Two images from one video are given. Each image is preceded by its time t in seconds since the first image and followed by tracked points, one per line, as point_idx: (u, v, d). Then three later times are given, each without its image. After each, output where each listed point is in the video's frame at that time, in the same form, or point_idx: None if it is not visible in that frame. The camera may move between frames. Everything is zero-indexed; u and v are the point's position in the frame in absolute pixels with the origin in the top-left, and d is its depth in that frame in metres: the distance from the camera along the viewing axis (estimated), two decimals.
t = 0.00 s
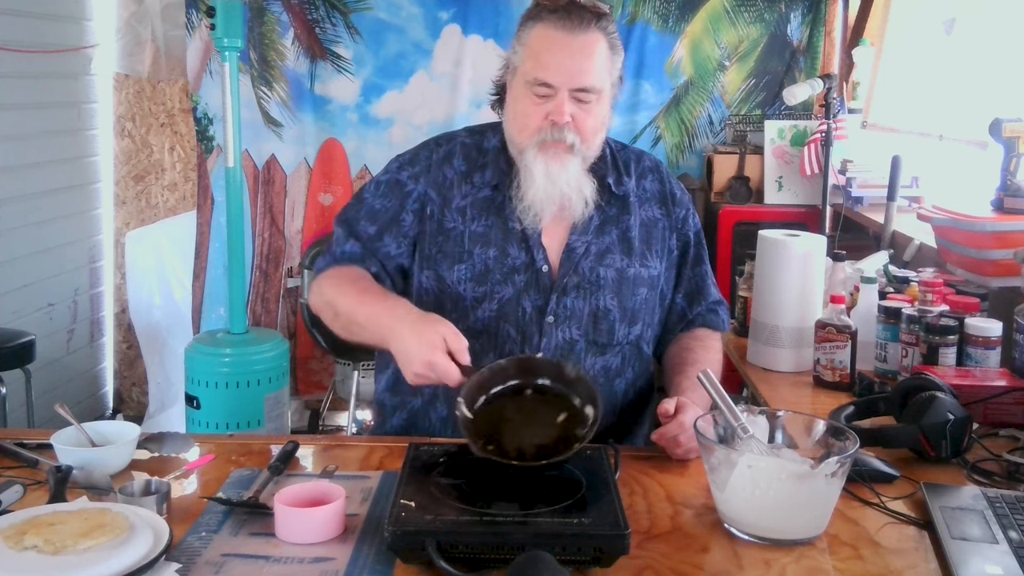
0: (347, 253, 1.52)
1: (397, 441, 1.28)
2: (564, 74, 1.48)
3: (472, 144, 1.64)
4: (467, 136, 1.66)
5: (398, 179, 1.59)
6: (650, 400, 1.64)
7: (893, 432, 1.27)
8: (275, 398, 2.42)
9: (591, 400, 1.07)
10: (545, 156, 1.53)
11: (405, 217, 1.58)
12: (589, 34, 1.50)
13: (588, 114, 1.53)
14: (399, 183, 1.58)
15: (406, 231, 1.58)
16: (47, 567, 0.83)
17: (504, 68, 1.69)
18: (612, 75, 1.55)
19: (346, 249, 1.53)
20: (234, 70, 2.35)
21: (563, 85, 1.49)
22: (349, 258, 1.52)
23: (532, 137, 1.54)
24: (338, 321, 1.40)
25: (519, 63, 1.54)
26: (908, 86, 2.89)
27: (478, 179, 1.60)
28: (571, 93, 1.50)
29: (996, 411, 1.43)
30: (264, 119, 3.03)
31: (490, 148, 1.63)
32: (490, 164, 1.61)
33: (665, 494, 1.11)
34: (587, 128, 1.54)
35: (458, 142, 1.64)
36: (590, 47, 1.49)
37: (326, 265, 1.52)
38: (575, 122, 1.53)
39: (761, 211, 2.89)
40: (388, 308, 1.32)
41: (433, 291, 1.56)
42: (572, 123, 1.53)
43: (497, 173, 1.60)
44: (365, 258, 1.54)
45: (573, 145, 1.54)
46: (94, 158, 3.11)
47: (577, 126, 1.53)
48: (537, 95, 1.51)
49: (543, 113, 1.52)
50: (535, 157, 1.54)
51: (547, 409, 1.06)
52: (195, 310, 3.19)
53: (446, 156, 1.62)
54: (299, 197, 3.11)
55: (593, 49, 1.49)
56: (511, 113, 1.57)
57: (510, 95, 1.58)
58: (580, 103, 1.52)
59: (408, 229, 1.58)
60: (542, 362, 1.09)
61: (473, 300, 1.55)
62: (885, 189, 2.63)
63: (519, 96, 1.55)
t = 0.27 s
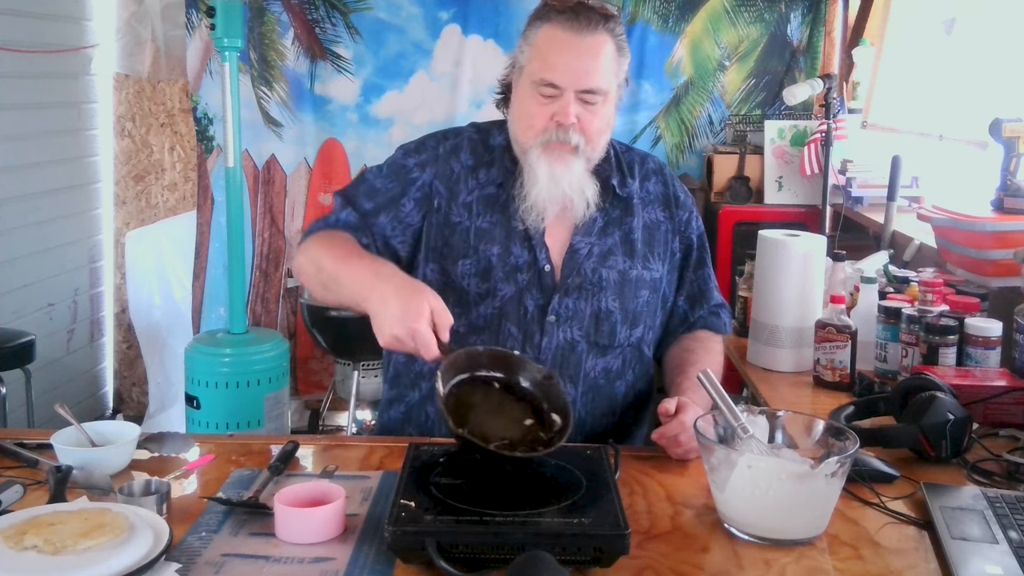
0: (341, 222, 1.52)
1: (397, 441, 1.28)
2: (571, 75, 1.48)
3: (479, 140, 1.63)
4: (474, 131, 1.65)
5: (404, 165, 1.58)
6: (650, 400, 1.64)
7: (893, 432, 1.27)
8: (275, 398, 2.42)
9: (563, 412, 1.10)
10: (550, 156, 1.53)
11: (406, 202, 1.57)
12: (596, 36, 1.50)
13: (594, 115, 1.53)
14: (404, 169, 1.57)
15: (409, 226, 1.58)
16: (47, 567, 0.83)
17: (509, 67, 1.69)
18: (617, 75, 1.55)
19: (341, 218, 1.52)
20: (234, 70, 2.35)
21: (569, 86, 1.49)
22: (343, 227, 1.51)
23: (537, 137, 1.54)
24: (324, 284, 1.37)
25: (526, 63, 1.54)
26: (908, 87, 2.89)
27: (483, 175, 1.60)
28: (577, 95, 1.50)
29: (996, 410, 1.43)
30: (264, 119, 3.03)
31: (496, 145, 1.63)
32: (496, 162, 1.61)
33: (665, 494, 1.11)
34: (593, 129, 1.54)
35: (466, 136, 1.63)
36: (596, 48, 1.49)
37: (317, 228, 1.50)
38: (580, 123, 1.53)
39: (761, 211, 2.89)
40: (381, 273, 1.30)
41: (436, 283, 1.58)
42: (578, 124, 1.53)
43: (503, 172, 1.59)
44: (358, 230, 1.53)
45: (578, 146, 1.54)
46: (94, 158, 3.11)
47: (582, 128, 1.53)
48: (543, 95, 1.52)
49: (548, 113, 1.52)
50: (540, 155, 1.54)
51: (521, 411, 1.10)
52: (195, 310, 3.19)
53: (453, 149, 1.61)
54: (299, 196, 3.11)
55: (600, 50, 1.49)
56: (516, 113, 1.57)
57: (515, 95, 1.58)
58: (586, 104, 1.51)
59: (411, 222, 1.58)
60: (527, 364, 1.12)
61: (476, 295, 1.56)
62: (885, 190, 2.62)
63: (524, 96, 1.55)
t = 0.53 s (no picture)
0: (340, 203, 1.52)
1: (398, 441, 1.28)
2: (574, 75, 1.49)
3: (482, 138, 1.64)
4: (477, 130, 1.65)
5: (407, 156, 1.58)
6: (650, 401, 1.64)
7: (893, 432, 1.27)
8: (274, 398, 2.42)
9: (542, 411, 1.14)
10: (552, 160, 1.54)
11: (405, 190, 1.57)
12: (600, 36, 1.50)
13: (597, 116, 1.53)
14: (407, 160, 1.58)
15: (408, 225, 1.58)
16: (47, 566, 0.83)
17: (512, 66, 1.69)
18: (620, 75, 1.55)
19: (340, 200, 1.52)
20: (234, 70, 2.35)
21: (572, 86, 1.50)
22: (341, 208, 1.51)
23: (539, 136, 1.55)
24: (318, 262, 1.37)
25: (529, 63, 1.54)
26: (908, 87, 2.89)
27: (487, 173, 1.60)
28: (580, 95, 1.51)
29: (996, 410, 1.43)
30: (264, 119, 3.03)
31: (499, 144, 1.63)
32: (499, 161, 1.61)
33: (665, 494, 1.11)
34: (596, 130, 1.55)
35: (469, 133, 1.64)
36: (600, 49, 1.49)
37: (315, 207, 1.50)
38: (583, 124, 1.54)
39: (762, 210, 2.89)
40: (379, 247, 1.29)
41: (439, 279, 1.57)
42: (581, 125, 1.53)
43: (506, 171, 1.60)
44: (356, 213, 1.53)
45: (581, 146, 1.55)
46: (94, 158, 3.11)
47: (585, 127, 1.53)
48: (546, 95, 1.52)
49: (551, 113, 1.53)
50: (541, 161, 1.54)
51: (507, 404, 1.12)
52: (195, 310, 3.19)
53: (457, 146, 1.61)
54: (299, 196, 3.11)
55: (604, 50, 1.50)
56: (519, 113, 1.57)
57: (518, 95, 1.58)
58: (589, 104, 1.52)
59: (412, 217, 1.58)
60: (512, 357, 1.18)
61: (481, 292, 1.55)
62: (885, 190, 2.62)
63: (527, 95, 1.55)
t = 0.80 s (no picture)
0: (342, 226, 1.52)
1: (398, 441, 1.28)
2: (576, 74, 1.49)
3: (480, 141, 1.64)
4: (475, 132, 1.65)
5: (403, 167, 1.58)
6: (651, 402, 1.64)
7: (893, 432, 1.27)
8: (274, 398, 2.42)
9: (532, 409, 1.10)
10: (555, 153, 1.54)
11: (406, 205, 1.58)
12: (601, 36, 1.50)
13: (598, 115, 1.54)
14: (403, 172, 1.58)
15: (408, 228, 1.59)
16: (47, 567, 0.83)
17: (512, 67, 1.69)
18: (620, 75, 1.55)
19: (341, 222, 1.52)
20: (234, 70, 2.35)
21: (574, 86, 1.50)
22: (343, 232, 1.52)
23: (539, 135, 1.55)
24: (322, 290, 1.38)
25: (529, 63, 1.54)
26: (908, 86, 2.89)
27: (486, 177, 1.60)
28: (581, 94, 1.51)
29: (997, 410, 1.43)
30: (264, 119, 3.03)
31: (497, 146, 1.63)
32: (498, 163, 1.61)
33: (665, 494, 1.11)
34: (597, 129, 1.55)
35: (467, 137, 1.63)
36: (601, 48, 1.49)
37: (317, 232, 1.51)
38: (585, 123, 1.54)
39: (762, 211, 2.89)
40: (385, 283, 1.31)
41: (438, 287, 1.56)
42: (582, 124, 1.54)
43: (506, 173, 1.59)
44: (358, 235, 1.54)
45: (582, 145, 1.55)
46: (94, 158, 3.11)
47: (587, 127, 1.54)
48: (547, 94, 1.53)
49: (551, 113, 1.53)
50: (546, 153, 1.54)
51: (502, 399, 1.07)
52: (195, 310, 3.19)
53: (455, 151, 1.61)
54: (299, 196, 3.11)
55: (605, 50, 1.49)
56: (520, 113, 1.57)
57: (518, 95, 1.58)
58: (591, 104, 1.53)
59: (410, 224, 1.59)
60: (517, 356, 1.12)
61: (479, 298, 1.55)
62: (885, 190, 2.62)
63: (527, 95, 1.55)
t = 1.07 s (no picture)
0: (348, 258, 1.52)
1: (398, 441, 1.28)
2: (576, 75, 1.49)
3: (477, 146, 1.64)
4: (473, 137, 1.65)
5: (400, 181, 1.58)
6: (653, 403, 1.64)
7: (893, 432, 1.27)
8: (275, 398, 2.42)
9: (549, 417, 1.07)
10: (555, 155, 1.53)
11: (408, 221, 1.57)
12: (601, 36, 1.50)
13: (598, 116, 1.53)
14: (401, 187, 1.57)
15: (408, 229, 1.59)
16: (47, 567, 0.83)
17: (510, 67, 1.69)
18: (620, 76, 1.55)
19: (347, 254, 1.52)
20: (234, 70, 2.35)
21: (574, 86, 1.49)
22: (349, 264, 1.51)
23: (539, 136, 1.54)
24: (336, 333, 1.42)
25: (529, 63, 1.54)
26: (908, 86, 2.89)
27: (484, 181, 1.59)
28: (582, 95, 1.50)
29: (996, 410, 1.43)
30: (264, 119, 3.03)
31: (495, 150, 1.63)
32: (496, 166, 1.61)
33: (664, 494, 1.11)
34: (598, 129, 1.54)
35: (463, 143, 1.64)
36: (600, 48, 1.49)
37: (325, 268, 1.51)
38: (585, 124, 1.53)
39: (762, 211, 2.89)
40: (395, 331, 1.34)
41: (436, 295, 1.56)
42: (583, 125, 1.53)
43: (505, 175, 1.59)
44: (365, 267, 1.53)
45: (583, 145, 1.54)
46: (94, 158, 3.11)
47: (587, 128, 1.53)
48: (547, 95, 1.52)
49: (552, 114, 1.52)
50: (545, 154, 1.54)
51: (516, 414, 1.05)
52: (195, 310, 3.19)
53: (450, 159, 1.61)
54: (299, 197, 3.11)
55: (605, 50, 1.49)
56: (520, 114, 1.57)
57: (518, 95, 1.58)
58: (591, 105, 1.52)
59: (410, 234, 1.57)
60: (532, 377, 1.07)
61: (478, 304, 1.55)
62: (885, 189, 2.62)
63: (527, 96, 1.55)
